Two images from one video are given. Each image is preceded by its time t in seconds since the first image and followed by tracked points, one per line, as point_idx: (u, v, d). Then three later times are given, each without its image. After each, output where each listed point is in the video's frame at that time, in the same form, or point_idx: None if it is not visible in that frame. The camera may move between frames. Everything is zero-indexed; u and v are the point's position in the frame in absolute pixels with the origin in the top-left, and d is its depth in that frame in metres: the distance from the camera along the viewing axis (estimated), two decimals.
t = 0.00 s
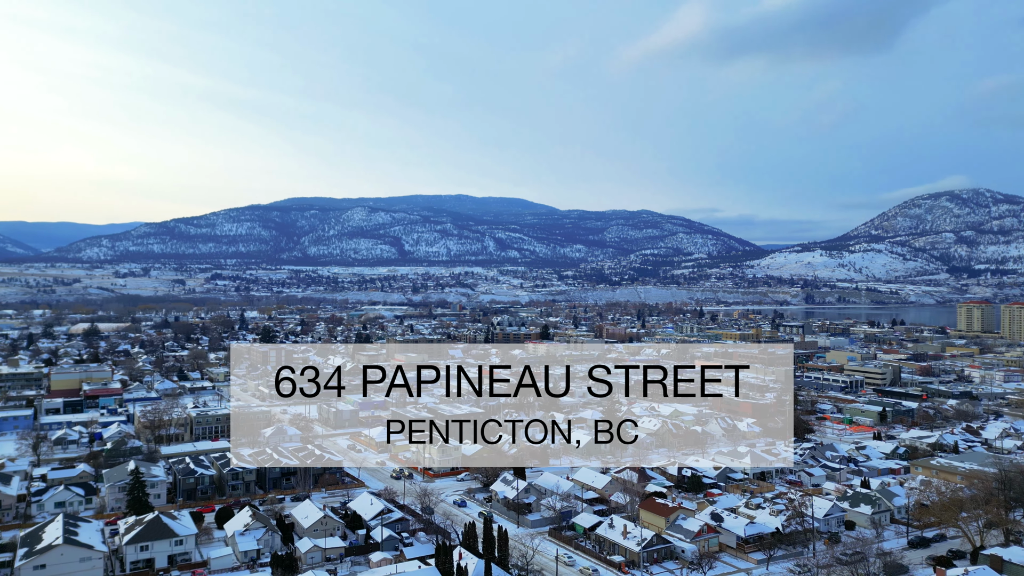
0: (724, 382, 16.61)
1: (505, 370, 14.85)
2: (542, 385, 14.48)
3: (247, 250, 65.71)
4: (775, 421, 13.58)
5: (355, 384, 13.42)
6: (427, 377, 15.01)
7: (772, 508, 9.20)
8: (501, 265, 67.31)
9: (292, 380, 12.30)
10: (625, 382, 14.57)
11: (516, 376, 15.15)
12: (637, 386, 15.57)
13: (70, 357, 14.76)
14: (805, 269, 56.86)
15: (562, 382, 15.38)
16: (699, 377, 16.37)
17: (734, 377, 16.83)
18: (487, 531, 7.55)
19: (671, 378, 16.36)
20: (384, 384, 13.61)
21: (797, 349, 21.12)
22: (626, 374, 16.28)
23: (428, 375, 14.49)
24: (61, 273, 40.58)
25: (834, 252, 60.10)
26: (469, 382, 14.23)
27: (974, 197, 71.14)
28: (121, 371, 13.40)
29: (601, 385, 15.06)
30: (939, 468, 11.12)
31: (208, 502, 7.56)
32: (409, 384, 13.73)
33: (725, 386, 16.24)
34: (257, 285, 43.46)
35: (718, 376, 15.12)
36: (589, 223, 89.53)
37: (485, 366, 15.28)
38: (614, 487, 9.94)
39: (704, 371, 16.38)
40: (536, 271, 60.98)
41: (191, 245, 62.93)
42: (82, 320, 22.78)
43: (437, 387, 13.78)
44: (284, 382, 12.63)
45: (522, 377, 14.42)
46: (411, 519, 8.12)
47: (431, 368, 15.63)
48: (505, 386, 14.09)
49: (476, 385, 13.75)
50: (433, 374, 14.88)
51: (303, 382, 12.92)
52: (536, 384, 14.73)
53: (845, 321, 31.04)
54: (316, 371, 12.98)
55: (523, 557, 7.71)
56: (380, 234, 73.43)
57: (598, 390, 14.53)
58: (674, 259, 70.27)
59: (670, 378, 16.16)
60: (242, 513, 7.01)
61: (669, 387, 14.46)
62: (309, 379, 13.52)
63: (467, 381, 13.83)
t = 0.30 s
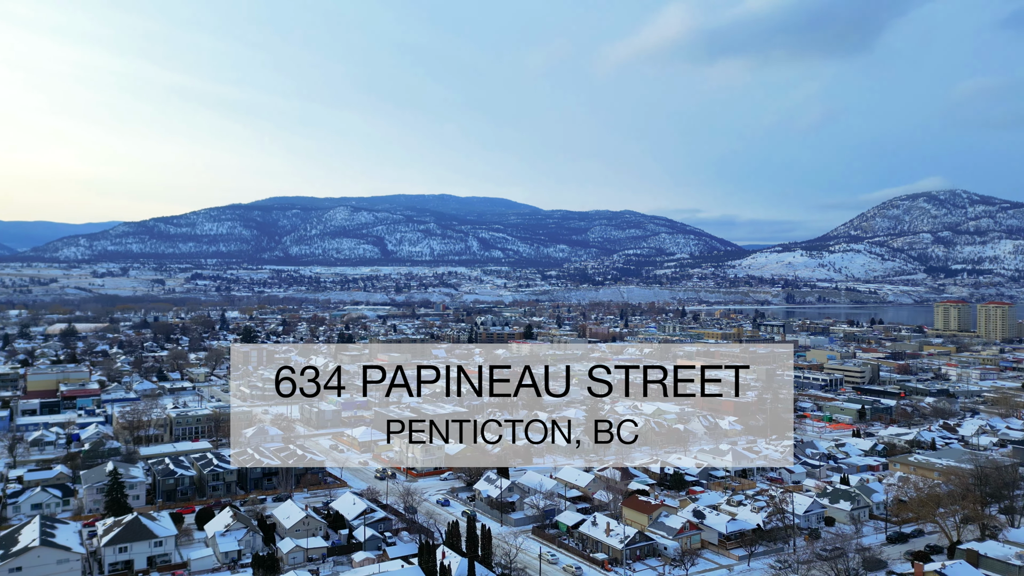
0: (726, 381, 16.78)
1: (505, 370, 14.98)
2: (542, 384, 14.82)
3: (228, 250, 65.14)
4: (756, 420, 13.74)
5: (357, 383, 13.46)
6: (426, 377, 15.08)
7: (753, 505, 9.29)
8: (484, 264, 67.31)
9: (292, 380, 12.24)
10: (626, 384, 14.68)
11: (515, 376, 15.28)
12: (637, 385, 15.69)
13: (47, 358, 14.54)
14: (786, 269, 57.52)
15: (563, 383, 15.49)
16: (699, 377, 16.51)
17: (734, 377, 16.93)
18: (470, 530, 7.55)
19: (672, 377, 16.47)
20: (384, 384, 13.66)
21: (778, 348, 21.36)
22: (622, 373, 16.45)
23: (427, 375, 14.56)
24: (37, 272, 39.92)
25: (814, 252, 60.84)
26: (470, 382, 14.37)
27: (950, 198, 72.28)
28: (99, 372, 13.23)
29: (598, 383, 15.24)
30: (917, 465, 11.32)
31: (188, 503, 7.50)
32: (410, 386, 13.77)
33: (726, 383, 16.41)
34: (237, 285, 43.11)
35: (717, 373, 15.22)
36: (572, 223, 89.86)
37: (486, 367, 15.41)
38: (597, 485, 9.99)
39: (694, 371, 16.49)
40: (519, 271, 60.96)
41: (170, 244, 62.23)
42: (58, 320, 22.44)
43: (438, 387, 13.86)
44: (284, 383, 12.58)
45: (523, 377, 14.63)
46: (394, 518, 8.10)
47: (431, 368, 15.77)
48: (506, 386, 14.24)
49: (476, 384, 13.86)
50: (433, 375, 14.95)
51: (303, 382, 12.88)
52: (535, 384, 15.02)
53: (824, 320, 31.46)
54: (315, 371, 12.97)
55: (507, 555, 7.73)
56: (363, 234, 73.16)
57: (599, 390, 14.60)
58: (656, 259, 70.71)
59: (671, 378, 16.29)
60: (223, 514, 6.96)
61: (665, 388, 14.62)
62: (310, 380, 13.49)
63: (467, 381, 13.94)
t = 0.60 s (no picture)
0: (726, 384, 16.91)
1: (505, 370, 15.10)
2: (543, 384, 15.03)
3: (209, 250, 64.54)
4: (737, 419, 13.85)
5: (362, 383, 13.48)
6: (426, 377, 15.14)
7: (735, 502, 9.38)
8: (468, 264, 67.28)
9: (290, 379, 12.16)
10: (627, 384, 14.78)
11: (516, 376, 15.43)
12: (637, 386, 15.76)
13: (23, 358, 14.31)
14: (767, 269, 58.11)
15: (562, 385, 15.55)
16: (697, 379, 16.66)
17: (734, 379, 17.03)
18: (453, 529, 7.55)
19: (671, 378, 16.58)
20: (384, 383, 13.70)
21: (759, 347, 21.57)
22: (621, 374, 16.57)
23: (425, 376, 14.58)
24: (12, 272, 39.22)
25: (794, 252, 61.52)
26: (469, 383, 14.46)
27: (928, 199, 73.35)
28: (76, 372, 13.05)
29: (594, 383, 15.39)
30: (895, 461, 11.49)
31: (168, 505, 7.43)
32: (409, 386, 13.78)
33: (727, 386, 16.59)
34: (218, 285, 42.69)
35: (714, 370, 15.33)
36: (556, 223, 90.07)
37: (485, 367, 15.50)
38: (580, 483, 10.02)
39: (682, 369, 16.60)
40: (503, 271, 60.76)
41: (150, 243, 61.40)
42: (34, 320, 22.08)
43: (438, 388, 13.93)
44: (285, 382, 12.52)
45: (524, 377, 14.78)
46: (377, 518, 8.08)
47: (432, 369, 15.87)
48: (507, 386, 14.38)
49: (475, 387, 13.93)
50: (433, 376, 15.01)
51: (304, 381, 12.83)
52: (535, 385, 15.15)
53: (804, 319, 31.82)
54: (316, 371, 12.94)
55: (490, 554, 7.73)
56: (345, 233, 72.84)
57: (598, 391, 14.70)
58: (639, 259, 71.08)
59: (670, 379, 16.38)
60: (203, 515, 6.91)
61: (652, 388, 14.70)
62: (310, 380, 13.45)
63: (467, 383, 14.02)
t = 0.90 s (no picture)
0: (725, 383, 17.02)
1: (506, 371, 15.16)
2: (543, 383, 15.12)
3: (189, 250, 63.82)
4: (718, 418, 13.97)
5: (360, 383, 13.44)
6: (424, 378, 15.18)
7: (716, 499, 9.47)
8: (451, 264, 67.18)
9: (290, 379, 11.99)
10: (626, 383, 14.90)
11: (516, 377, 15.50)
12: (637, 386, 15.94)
13: None
14: (748, 268, 58.65)
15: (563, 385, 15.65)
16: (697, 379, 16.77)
17: (735, 378, 17.15)
18: (437, 528, 7.55)
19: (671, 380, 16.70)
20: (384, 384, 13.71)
21: (741, 346, 21.81)
22: (621, 375, 16.63)
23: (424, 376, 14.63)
24: None
25: (775, 252, 62.16)
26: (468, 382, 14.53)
27: (906, 200, 74.45)
28: (53, 373, 12.87)
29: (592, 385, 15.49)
30: (874, 458, 11.68)
31: (147, 506, 7.35)
32: (409, 386, 13.80)
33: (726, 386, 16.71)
34: (198, 285, 42.23)
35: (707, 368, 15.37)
36: (539, 223, 90.20)
37: (485, 367, 15.56)
38: (563, 481, 10.06)
39: (680, 371, 16.66)
40: (486, 271, 60.38)
41: (128, 243, 60.49)
42: (8, 320, 21.70)
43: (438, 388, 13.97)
44: (285, 382, 12.47)
45: (524, 377, 14.86)
46: (360, 518, 8.06)
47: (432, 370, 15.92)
48: (507, 387, 14.43)
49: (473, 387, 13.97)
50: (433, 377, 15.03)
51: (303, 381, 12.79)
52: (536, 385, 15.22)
53: (785, 319, 32.16)
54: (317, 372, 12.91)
55: (473, 553, 7.74)
56: (328, 233, 72.45)
57: (598, 390, 14.86)
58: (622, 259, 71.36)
59: (669, 380, 16.42)
60: (183, 516, 6.84)
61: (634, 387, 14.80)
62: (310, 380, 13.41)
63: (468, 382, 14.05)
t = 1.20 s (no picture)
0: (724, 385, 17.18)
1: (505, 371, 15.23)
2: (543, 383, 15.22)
3: (168, 249, 63.08)
4: (700, 416, 14.10)
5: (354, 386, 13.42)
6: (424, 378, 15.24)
7: (698, 496, 9.55)
8: (434, 264, 67.09)
9: (291, 380, 11.87)
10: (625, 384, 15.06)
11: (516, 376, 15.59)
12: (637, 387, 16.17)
13: None
14: (729, 268, 59.19)
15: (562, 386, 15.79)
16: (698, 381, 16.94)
17: (733, 380, 17.41)
18: (419, 528, 7.55)
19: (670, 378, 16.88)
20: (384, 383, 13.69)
21: (723, 345, 22.02)
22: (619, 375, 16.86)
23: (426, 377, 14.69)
24: None
25: (756, 253, 62.80)
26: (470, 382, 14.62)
27: (884, 201, 75.50)
28: (30, 374, 12.69)
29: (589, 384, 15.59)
30: (853, 455, 11.85)
31: (126, 507, 7.28)
32: (409, 386, 13.79)
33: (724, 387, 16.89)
34: (178, 284, 41.78)
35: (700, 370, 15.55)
36: (523, 223, 90.31)
37: (485, 367, 15.63)
38: (546, 480, 10.10)
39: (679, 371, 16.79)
40: (471, 271, 59.90)
41: (106, 242, 59.60)
42: None
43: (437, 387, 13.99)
44: (286, 382, 12.37)
45: (524, 376, 14.94)
46: (342, 518, 8.03)
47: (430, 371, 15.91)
48: (502, 387, 14.47)
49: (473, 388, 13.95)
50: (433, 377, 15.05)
51: (304, 381, 12.69)
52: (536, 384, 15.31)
53: (765, 318, 32.49)
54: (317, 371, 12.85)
55: (456, 551, 7.74)
56: (310, 232, 72.02)
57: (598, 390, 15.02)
58: (605, 259, 71.64)
59: (670, 379, 16.48)
60: (162, 517, 6.78)
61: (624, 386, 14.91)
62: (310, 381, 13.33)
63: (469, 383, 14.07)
